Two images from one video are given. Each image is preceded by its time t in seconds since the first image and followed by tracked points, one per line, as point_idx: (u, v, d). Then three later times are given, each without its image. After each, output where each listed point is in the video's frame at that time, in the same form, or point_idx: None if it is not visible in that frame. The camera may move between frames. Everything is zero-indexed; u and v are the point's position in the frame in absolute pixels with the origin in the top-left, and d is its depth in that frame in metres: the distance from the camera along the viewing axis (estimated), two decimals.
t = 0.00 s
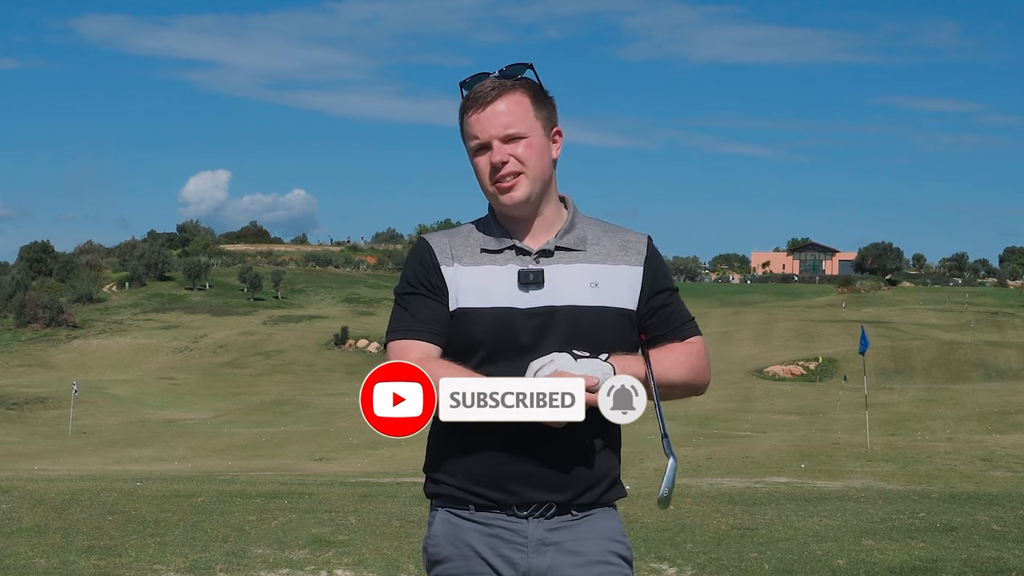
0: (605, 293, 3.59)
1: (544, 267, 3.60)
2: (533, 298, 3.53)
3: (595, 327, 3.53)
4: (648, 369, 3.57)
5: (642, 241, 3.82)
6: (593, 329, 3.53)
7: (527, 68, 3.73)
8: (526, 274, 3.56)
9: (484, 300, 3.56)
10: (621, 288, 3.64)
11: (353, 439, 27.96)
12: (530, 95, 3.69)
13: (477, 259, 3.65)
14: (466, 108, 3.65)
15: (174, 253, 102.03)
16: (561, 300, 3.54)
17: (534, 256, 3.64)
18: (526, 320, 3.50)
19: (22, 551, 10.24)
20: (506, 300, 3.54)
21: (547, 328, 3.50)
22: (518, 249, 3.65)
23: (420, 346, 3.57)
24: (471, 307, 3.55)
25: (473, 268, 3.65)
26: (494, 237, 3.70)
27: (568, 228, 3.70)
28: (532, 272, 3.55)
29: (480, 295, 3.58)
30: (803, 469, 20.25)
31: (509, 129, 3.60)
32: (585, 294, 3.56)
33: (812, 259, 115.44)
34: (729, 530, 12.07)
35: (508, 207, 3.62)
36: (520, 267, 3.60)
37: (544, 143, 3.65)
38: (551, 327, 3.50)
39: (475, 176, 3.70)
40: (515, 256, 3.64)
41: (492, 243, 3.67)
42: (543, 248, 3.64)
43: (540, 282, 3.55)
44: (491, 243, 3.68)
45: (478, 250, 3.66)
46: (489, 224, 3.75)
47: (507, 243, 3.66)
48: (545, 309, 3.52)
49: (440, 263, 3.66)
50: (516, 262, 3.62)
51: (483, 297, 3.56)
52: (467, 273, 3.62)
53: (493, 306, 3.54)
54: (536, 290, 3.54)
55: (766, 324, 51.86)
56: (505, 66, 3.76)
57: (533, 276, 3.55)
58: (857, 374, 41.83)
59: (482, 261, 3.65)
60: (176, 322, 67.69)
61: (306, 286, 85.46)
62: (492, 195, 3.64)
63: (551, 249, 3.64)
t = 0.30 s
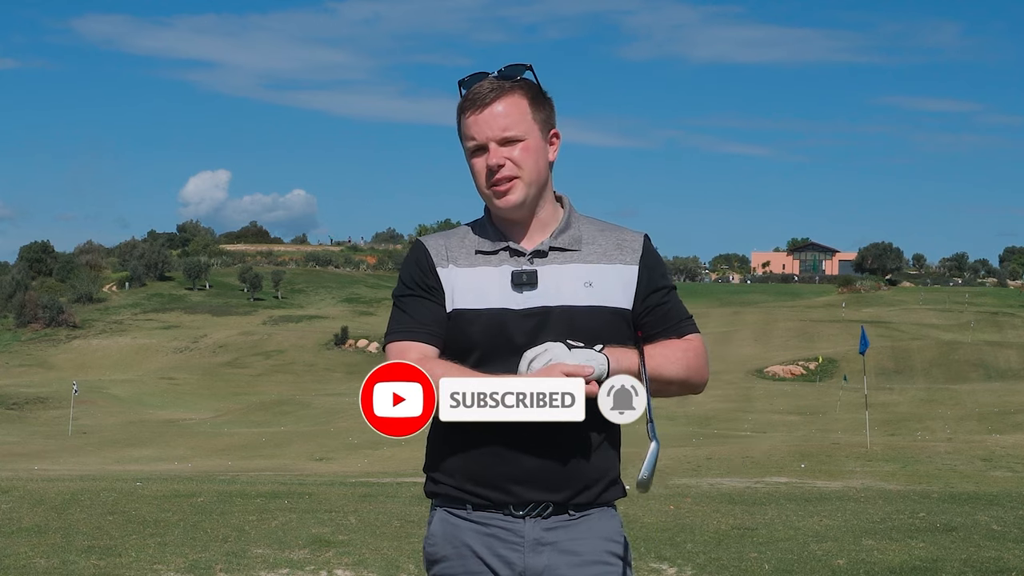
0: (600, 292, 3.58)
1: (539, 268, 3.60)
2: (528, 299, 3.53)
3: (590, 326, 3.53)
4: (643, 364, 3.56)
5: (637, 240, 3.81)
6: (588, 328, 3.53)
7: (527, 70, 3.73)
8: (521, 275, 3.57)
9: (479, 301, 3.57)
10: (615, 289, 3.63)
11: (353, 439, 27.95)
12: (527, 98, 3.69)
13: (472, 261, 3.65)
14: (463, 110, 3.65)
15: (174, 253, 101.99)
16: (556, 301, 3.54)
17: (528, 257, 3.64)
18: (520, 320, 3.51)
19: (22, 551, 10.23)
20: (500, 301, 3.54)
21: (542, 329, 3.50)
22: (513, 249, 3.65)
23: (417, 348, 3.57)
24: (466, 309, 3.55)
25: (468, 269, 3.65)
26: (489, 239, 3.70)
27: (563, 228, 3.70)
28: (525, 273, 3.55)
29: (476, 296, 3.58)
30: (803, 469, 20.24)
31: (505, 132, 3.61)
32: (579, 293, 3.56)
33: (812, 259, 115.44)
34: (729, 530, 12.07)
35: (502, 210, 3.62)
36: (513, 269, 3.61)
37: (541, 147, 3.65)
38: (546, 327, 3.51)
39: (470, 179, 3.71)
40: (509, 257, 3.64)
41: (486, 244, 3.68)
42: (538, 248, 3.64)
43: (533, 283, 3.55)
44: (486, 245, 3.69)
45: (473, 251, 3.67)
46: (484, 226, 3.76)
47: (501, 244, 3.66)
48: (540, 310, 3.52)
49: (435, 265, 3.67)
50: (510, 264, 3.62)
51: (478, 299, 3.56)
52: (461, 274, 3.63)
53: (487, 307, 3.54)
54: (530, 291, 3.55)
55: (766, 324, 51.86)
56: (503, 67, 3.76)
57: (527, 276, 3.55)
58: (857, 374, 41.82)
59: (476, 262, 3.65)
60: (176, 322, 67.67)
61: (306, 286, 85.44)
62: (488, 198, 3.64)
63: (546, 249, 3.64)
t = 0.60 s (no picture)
0: (600, 293, 3.58)
1: (538, 269, 3.60)
2: (528, 300, 3.53)
3: (590, 327, 3.53)
4: (643, 363, 3.57)
5: (635, 239, 3.81)
6: (587, 329, 3.53)
7: (525, 70, 3.74)
8: (521, 276, 3.56)
9: (480, 302, 3.56)
10: (615, 289, 3.63)
11: (353, 439, 27.95)
12: (526, 98, 3.69)
13: (472, 261, 3.65)
14: (463, 110, 3.65)
15: (174, 253, 101.98)
16: (556, 302, 3.54)
17: (528, 257, 3.64)
18: (519, 321, 3.51)
19: (22, 551, 10.23)
20: (500, 302, 3.54)
21: (542, 329, 3.50)
22: (512, 251, 3.65)
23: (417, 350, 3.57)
24: (465, 310, 3.55)
25: (467, 271, 3.65)
26: (488, 240, 3.69)
27: (562, 227, 3.69)
28: (525, 274, 3.55)
29: (476, 297, 3.57)
30: (803, 469, 20.24)
31: (505, 133, 3.60)
32: (578, 294, 3.57)
33: (812, 259, 115.43)
34: (730, 530, 12.07)
35: (502, 211, 3.61)
36: (513, 270, 3.61)
37: (540, 148, 3.66)
38: (546, 327, 3.51)
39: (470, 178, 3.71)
40: (508, 258, 3.64)
41: (486, 245, 3.67)
42: (538, 248, 3.64)
43: (533, 283, 3.56)
44: (485, 246, 3.68)
45: (472, 253, 3.66)
46: (482, 226, 3.75)
47: (501, 245, 3.66)
48: (541, 310, 3.52)
49: (436, 266, 3.67)
50: (510, 265, 3.62)
51: (478, 300, 3.56)
52: (461, 275, 3.62)
53: (488, 308, 3.54)
54: (531, 292, 3.54)
55: (766, 324, 51.86)
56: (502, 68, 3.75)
57: (527, 277, 3.55)
58: (857, 374, 41.82)
59: (476, 263, 3.65)
60: (176, 322, 67.67)
61: (306, 286, 85.43)
62: (487, 199, 3.63)
63: (545, 249, 3.64)
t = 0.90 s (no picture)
0: (602, 294, 3.60)
1: (541, 270, 3.61)
2: (530, 302, 3.54)
3: (592, 329, 3.54)
4: (644, 368, 3.58)
5: (637, 241, 3.82)
6: (586, 330, 3.54)
7: (532, 70, 3.74)
8: (523, 277, 3.57)
9: (479, 306, 3.56)
10: (614, 292, 3.64)
11: (353, 439, 27.95)
12: (533, 97, 3.69)
13: (473, 264, 3.64)
14: (470, 109, 3.65)
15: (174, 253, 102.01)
16: (556, 303, 3.55)
17: (530, 258, 3.64)
18: (519, 323, 3.51)
19: (22, 551, 10.23)
20: (499, 306, 3.54)
21: (543, 329, 3.51)
22: (516, 252, 3.65)
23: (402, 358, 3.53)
24: (464, 315, 3.54)
25: (469, 273, 3.64)
26: (491, 241, 3.69)
27: (563, 229, 3.70)
28: (528, 276, 3.56)
29: (473, 301, 3.57)
30: (803, 469, 20.24)
31: (512, 133, 3.60)
32: (579, 295, 3.58)
33: (812, 259, 115.41)
34: (729, 530, 12.07)
35: (508, 212, 3.62)
36: (516, 271, 3.60)
37: (546, 149, 3.66)
38: (549, 329, 3.51)
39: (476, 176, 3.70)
40: (512, 260, 3.64)
41: (488, 247, 3.67)
42: (540, 250, 3.65)
43: (537, 286, 3.56)
44: (488, 247, 3.68)
45: (475, 253, 3.66)
46: (486, 225, 3.74)
47: (504, 246, 3.66)
48: (544, 313, 3.53)
49: (435, 270, 3.66)
50: (512, 266, 3.62)
51: (478, 302, 3.55)
52: (461, 277, 3.62)
53: (488, 310, 3.54)
54: (533, 293, 3.55)
55: (766, 324, 51.88)
56: (508, 66, 3.75)
57: (531, 279, 3.56)
58: (857, 374, 41.82)
59: (477, 266, 3.64)
60: (176, 322, 67.69)
61: (306, 286, 85.45)
62: (494, 199, 3.63)
63: (548, 250, 3.64)
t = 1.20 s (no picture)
0: (607, 290, 3.74)
1: (546, 264, 3.79)
2: (532, 293, 3.73)
3: (593, 327, 3.69)
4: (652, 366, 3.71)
5: (653, 242, 3.95)
6: (586, 326, 3.69)
7: (566, 71, 3.97)
8: (527, 270, 3.76)
9: (478, 298, 3.80)
10: (623, 289, 3.77)
11: (353, 439, 27.99)
12: (564, 99, 3.92)
13: (479, 257, 3.89)
14: (501, 104, 3.88)
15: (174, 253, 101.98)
16: (559, 297, 3.72)
17: (537, 254, 3.84)
18: (513, 317, 3.72)
19: (22, 551, 10.27)
20: (498, 298, 3.76)
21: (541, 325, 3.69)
22: (523, 246, 3.86)
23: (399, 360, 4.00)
24: (459, 304, 3.81)
25: (472, 266, 3.89)
26: (504, 236, 3.92)
27: (576, 227, 3.90)
28: (530, 269, 3.75)
29: (470, 292, 3.83)
30: (803, 469, 20.28)
31: (541, 131, 3.83)
32: (585, 292, 3.73)
33: (812, 259, 115.40)
34: (729, 530, 12.10)
35: (528, 208, 3.84)
36: (520, 264, 3.81)
37: (571, 151, 3.89)
38: (549, 325, 3.69)
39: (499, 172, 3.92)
40: (519, 253, 3.85)
41: (498, 241, 3.91)
42: (548, 245, 3.84)
43: (539, 278, 3.74)
44: (498, 241, 3.92)
45: (483, 248, 3.90)
46: (503, 221, 3.97)
47: (514, 241, 3.88)
48: (545, 305, 3.71)
49: (433, 262, 3.95)
50: (518, 259, 3.83)
51: (476, 294, 3.81)
52: (464, 271, 3.88)
53: (486, 302, 3.77)
54: (535, 286, 3.73)
55: (766, 324, 51.92)
56: (542, 66, 3.98)
57: (533, 272, 3.74)
58: (857, 374, 41.85)
59: (483, 259, 3.88)
60: (176, 322, 67.71)
61: (306, 286, 85.46)
62: (514, 194, 3.85)
63: (556, 246, 3.83)
